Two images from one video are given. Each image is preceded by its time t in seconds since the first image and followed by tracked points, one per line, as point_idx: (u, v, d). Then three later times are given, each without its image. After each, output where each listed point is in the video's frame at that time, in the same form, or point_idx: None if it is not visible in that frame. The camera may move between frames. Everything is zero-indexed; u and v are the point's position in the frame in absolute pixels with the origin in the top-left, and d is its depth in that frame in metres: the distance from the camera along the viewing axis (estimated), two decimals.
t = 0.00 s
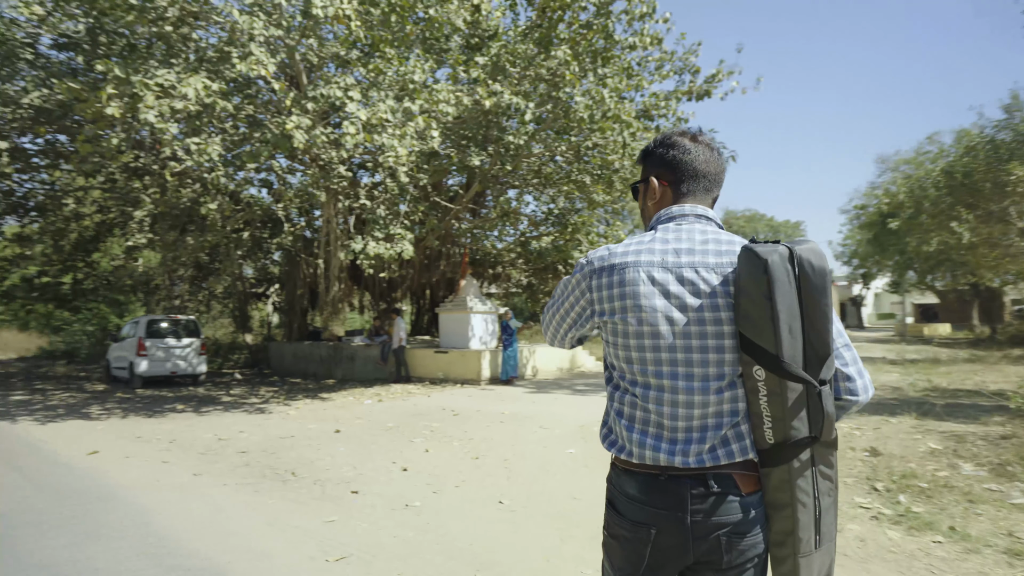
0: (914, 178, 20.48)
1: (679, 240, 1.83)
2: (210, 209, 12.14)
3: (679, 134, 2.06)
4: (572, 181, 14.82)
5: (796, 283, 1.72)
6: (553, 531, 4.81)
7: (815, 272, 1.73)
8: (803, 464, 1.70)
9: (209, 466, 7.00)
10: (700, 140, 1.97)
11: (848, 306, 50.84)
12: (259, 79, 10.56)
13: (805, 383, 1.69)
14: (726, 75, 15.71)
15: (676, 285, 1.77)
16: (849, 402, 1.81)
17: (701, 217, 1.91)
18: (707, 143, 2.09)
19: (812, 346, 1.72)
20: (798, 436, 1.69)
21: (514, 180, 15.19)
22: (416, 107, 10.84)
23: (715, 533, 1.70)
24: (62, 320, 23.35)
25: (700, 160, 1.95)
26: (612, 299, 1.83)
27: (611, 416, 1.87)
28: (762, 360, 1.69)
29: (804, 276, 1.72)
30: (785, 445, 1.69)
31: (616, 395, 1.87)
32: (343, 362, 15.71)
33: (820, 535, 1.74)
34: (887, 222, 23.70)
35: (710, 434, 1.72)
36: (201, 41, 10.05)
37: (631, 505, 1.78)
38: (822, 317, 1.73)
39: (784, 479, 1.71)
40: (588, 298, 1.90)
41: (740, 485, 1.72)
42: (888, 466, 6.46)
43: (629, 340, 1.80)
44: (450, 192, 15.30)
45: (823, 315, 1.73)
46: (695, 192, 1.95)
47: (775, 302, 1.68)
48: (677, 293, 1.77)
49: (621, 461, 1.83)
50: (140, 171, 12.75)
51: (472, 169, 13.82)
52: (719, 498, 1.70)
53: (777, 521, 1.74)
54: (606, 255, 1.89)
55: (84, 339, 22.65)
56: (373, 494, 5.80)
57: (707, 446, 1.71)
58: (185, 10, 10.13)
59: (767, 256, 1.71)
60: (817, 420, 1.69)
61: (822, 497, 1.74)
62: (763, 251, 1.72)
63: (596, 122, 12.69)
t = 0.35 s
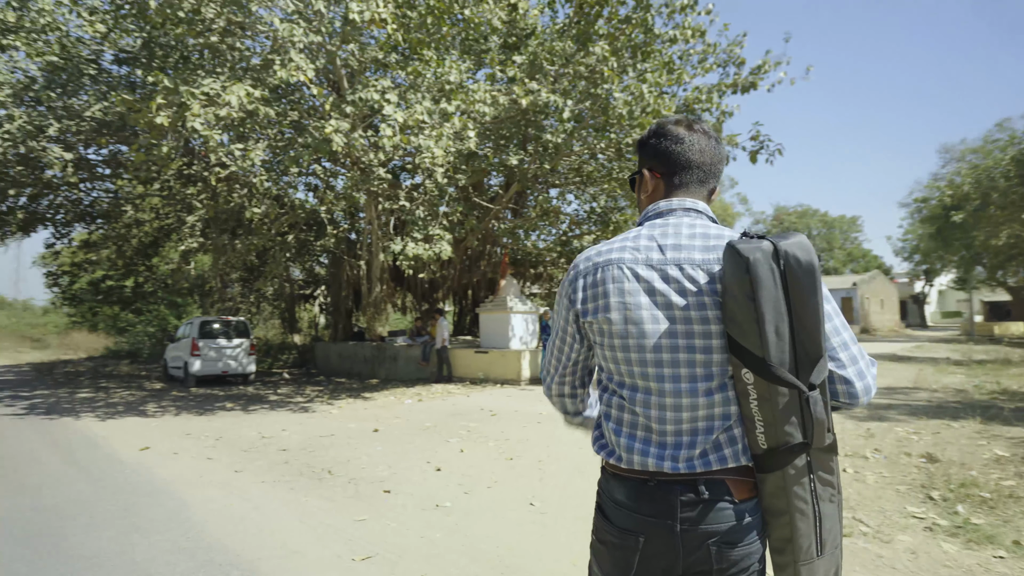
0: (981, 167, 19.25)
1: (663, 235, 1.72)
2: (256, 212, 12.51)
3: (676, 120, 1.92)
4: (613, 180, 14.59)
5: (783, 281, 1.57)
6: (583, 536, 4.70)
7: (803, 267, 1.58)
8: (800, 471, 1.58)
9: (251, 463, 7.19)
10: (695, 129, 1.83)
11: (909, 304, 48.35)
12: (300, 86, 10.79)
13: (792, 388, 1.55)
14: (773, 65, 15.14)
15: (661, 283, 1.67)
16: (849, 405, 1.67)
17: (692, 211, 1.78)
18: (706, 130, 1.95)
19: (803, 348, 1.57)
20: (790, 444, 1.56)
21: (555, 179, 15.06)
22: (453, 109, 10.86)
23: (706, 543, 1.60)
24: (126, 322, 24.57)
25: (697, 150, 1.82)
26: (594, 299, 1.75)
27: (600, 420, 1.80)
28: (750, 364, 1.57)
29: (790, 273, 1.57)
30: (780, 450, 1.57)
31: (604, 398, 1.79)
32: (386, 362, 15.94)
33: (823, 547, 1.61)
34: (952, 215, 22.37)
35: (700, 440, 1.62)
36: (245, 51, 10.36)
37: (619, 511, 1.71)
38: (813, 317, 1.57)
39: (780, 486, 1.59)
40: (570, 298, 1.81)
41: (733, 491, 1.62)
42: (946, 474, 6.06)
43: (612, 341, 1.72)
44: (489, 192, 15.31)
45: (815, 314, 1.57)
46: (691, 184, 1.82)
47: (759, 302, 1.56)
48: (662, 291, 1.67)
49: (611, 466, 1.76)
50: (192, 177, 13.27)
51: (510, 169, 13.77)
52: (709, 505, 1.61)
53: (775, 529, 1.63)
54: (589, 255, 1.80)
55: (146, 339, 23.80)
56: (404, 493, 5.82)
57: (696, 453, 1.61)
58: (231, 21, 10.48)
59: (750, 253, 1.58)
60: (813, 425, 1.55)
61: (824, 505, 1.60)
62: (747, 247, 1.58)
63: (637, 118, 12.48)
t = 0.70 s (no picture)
0: None
1: (629, 238, 1.67)
2: (287, 214, 12.72)
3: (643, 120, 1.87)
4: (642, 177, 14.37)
5: (743, 282, 1.47)
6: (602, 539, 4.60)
7: (763, 262, 1.48)
8: (773, 471, 1.50)
9: (277, 461, 7.29)
10: (663, 128, 1.78)
11: (956, 302, 46.42)
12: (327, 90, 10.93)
13: (757, 389, 1.47)
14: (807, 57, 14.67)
15: (627, 286, 1.63)
16: (825, 404, 1.57)
17: (659, 212, 1.72)
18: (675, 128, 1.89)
19: (769, 349, 1.48)
20: (761, 445, 1.49)
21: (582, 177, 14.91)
22: (477, 109, 10.86)
23: (677, 545, 1.56)
24: (167, 322, 25.34)
25: (665, 150, 1.77)
26: (562, 306, 1.71)
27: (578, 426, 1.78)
28: (715, 367, 1.51)
29: (751, 271, 1.47)
30: (752, 450, 1.50)
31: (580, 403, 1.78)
32: (414, 362, 16.05)
33: (804, 550, 1.53)
34: (1002, 209, 21.34)
35: (672, 442, 1.59)
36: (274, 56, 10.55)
37: (593, 513, 1.69)
38: (779, 317, 1.48)
39: (755, 486, 1.52)
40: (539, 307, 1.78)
41: (705, 492, 1.56)
42: (989, 481, 5.76)
43: (581, 347, 1.69)
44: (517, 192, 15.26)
45: (778, 313, 1.47)
46: (659, 184, 1.77)
47: (718, 305, 1.48)
48: (628, 294, 1.62)
49: (588, 470, 1.74)
50: (226, 181, 13.58)
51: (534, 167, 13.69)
52: (681, 509, 1.56)
53: (753, 530, 1.56)
54: (560, 262, 1.77)
55: (186, 339, 24.50)
56: (424, 493, 5.82)
57: (668, 457, 1.58)
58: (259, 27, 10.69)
59: (706, 253, 1.50)
60: (781, 424, 1.47)
61: (803, 506, 1.52)
62: (702, 249, 1.50)
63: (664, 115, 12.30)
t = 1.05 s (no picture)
0: None
1: (586, 250, 1.73)
2: (313, 214, 12.86)
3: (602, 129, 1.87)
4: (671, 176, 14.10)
5: (687, 291, 1.51)
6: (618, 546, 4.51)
7: (705, 271, 1.51)
8: (734, 472, 1.55)
9: (298, 459, 7.38)
10: (619, 139, 1.78)
11: (1002, 303, 44.51)
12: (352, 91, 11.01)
13: (710, 397, 1.51)
14: (841, 51, 14.21)
15: (585, 297, 1.70)
16: (777, 407, 1.61)
17: (614, 223, 1.76)
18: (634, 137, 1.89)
19: (718, 357, 1.52)
20: (718, 449, 1.53)
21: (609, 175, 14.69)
22: (499, 109, 10.83)
23: (642, 551, 1.60)
24: (202, 321, 25.87)
25: (621, 162, 1.78)
26: (524, 316, 1.78)
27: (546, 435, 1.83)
28: (667, 374, 1.55)
29: (693, 281, 1.50)
30: (712, 454, 1.54)
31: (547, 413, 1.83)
32: (439, 362, 16.09)
33: (772, 548, 1.57)
34: None
35: (634, 449, 1.64)
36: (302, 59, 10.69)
37: (562, 520, 1.75)
38: (724, 324, 1.51)
39: (718, 488, 1.57)
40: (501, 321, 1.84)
41: (668, 500, 1.60)
42: None
43: (544, 358, 1.75)
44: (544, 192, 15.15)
45: (724, 321, 1.50)
46: (616, 197, 1.79)
47: (665, 314, 1.52)
48: (585, 305, 1.69)
49: (556, 477, 1.80)
50: (256, 182, 13.79)
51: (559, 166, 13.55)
52: (644, 516, 1.60)
53: (723, 529, 1.60)
54: (519, 274, 1.82)
55: (220, 337, 25.09)
56: (440, 494, 5.80)
57: (631, 464, 1.63)
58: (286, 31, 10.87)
59: (650, 264, 1.54)
60: (735, 429, 1.51)
61: (767, 505, 1.57)
62: (646, 260, 1.54)
63: (691, 111, 12.09)
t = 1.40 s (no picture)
0: None
1: (558, 257, 1.82)
2: (352, 216, 13.05)
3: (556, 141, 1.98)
4: (712, 173, 13.73)
5: (657, 301, 1.58)
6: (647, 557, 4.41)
7: (674, 282, 1.58)
8: (701, 462, 1.67)
9: (334, 457, 7.51)
10: (575, 149, 1.90)
11: None
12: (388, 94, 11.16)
13: (681, 400, 1.61)
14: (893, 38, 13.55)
15: (557, 303, 1.79)
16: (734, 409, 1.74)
17: (581, 229, 1.88)
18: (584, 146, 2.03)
19: (687, 362, 1.61)
20: (688, 445, 1.66)
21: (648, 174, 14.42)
22: (533, 108, 10.80)
23: (606, 552, 1.70)
24: (250, 321, 26.70)
25: (577, 169, 1.88)
26: (498, 324, 1.85)
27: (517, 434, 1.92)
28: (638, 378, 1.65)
29: (664, 292, 1.57)
30: (681, 449, 1.66)
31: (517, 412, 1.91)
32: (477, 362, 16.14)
33: (733, 521, 1.72)
34: None
35: (605, 446, 1.74)
36: (340, 64, 10.88)
37: (529, 519, 1.84)
38: (692, 332, 1.60)
39: (686, 477, 1.69)
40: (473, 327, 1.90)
41: (631, 503, 1.71)
42: None
43: (517, 362, 1.83)
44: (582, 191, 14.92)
45: (691, 328, 1.60)
46: (575, 202, 1.89)
47: (638, 324, 1.59)
48: (557, 310, 1.78)
49: (525, 476, 1.88)
50: (298, 186, 14.13)
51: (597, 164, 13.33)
52: (608, 518, 1.71)
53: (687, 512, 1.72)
54: (491, 282, 1.89)
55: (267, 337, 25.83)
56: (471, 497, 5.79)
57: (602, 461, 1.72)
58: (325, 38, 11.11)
59: (622, 274, 1.60)
60: (700, 426, 1.63)
61: (730, 487, 1.71)
62: (618, 270, 1.60)
63: (732, 106, 11.75)
